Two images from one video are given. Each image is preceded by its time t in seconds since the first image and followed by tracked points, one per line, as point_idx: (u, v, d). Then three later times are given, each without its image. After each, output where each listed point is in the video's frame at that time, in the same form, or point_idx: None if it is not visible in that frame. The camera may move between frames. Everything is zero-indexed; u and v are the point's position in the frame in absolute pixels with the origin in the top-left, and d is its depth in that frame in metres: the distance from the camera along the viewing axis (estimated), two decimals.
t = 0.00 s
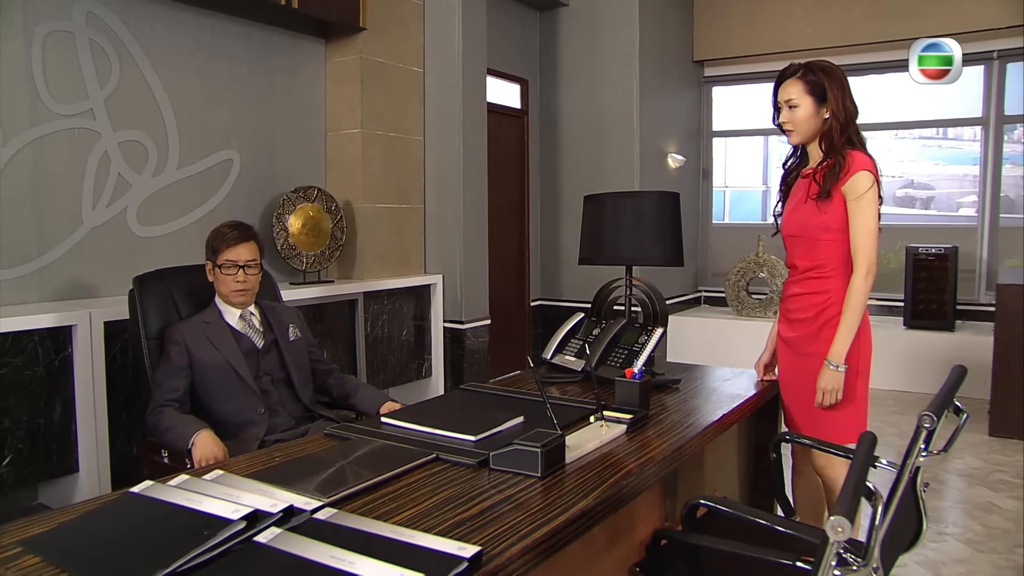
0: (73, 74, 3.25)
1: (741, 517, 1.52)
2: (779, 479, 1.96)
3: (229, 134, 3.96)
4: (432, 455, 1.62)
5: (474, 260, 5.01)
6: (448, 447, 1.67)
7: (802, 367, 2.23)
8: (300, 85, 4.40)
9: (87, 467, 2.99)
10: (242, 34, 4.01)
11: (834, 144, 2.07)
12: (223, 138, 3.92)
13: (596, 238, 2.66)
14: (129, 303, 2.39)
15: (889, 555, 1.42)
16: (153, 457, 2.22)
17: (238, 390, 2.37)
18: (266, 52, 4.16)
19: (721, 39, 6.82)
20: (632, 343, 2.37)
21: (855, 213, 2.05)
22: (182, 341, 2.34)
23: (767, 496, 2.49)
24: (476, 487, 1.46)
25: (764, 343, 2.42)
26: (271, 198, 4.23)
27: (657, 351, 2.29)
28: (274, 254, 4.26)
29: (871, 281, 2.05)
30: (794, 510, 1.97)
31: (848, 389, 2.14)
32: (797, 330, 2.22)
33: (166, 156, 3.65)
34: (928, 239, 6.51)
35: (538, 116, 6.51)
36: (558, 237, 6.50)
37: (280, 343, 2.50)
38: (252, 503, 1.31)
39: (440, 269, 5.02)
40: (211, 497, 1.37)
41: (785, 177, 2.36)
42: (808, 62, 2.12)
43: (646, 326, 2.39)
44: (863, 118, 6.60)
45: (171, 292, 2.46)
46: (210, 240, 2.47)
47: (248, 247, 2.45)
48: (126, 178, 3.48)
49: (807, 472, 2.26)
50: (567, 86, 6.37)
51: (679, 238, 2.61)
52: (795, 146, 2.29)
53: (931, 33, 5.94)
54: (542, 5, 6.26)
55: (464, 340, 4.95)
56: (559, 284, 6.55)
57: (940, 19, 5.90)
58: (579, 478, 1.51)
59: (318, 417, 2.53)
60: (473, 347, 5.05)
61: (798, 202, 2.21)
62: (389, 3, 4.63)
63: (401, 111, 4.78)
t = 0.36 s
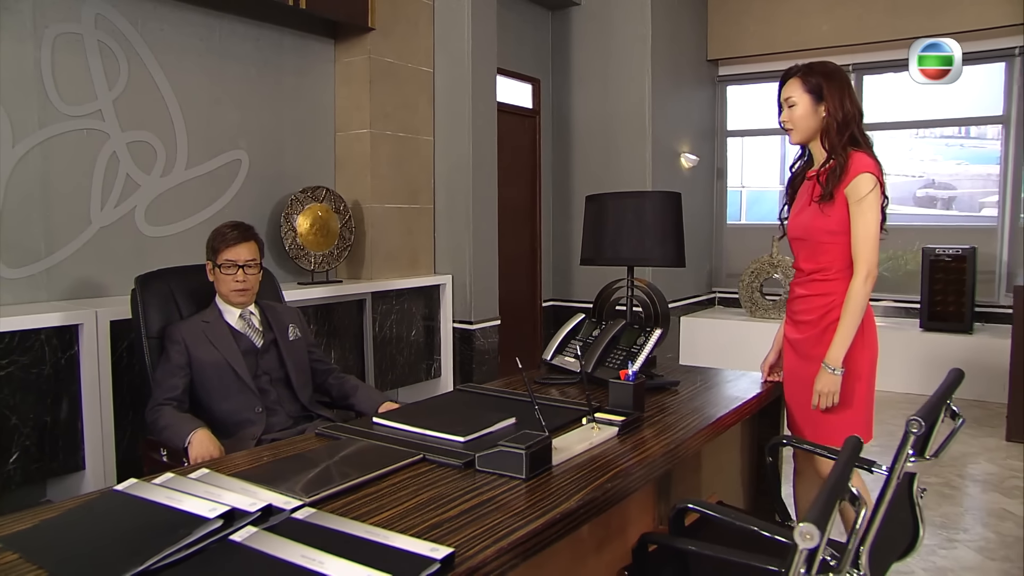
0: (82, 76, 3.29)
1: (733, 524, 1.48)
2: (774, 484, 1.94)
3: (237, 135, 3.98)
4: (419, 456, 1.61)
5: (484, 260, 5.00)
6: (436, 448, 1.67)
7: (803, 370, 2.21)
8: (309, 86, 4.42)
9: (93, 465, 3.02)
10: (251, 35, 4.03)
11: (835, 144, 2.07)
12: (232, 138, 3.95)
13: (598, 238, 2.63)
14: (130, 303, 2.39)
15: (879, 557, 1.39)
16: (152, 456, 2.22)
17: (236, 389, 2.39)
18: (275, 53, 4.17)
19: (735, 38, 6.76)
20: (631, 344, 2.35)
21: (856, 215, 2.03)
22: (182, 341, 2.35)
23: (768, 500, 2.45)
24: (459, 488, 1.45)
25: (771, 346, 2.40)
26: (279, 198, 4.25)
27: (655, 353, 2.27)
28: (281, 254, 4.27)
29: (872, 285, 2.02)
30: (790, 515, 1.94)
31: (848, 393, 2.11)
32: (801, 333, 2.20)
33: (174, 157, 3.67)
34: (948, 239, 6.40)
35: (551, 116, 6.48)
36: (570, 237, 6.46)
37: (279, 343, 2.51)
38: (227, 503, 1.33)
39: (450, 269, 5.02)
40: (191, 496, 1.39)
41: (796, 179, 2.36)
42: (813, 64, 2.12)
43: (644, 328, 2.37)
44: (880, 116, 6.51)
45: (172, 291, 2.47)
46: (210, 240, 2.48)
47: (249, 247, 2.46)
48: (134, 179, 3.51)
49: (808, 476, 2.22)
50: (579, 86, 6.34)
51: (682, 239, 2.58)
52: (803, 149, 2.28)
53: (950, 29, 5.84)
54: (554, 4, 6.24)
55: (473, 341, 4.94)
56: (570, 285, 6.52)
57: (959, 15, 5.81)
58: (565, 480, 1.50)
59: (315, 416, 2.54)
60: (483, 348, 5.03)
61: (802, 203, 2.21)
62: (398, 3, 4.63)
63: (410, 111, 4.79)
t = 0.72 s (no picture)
0: (87, 77, 3.31)
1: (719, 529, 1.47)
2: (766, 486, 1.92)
3: (242, 135, 4.00)
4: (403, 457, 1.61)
5: (490, 260, 4.99)
6: (422, 448, 1.67)
7: (819, 373, 2.21)
8: (314, 85, 4.43)
9: (95, 462, 3.04)
10: (256, 35, 4.05)
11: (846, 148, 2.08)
12: (236, 138, 3.97)
13: (596, 239, 2.61)
14: (129, 303, 2.41)
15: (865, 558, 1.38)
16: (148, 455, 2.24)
17: (231, 388, 2.40)
18: (279, 53, 4.19)
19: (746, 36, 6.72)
20: (626, 345, 2.33)
21: (868, 218, 2.04)
22: (178, 340, 2.36)
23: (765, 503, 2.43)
24: (439, 489, 1.46)
25: (791, 350, 2.41)
26: (284, 198, 4.26)
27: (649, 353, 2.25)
28: (286, 253, 4.29)
29: (885, 288, 2.02)
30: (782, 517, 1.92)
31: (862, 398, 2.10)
32: (819, 337, 2.20)
33: (179, 158, 3.69)
34: (963, 240, 6.30)
35: (559, 116, 6.46)
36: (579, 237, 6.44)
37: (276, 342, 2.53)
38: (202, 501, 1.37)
39: (457, 269, 5.01)
40: (171, 494, 1.42)
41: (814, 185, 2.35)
42: (825, 70, 2.15)
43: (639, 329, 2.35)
44: (894, 115, 6.43)
45: (170, 291, 2.48)
46: (208, 240, 2.49)
47: (245, 247, 2.47)
48: (139, 180, 3.54)
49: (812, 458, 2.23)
50: (587, 85, 6.31)
51: (680, 239, 2.56)
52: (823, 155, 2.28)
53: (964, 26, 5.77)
54: (563, 2, 6.22)
55: (479, 341, 4.94)
56: (579, 284, 6.50)
57: (974, 12, 5.73)
58: (547, 480, 1.50)
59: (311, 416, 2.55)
60: (489, 347, 5.03)
61: (817, 209, 2.22)
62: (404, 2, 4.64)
63: (416, 110, 4.79)
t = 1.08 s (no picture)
0: (97, 78, 3.34)
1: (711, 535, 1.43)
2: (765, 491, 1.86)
3: (253, 135, 4.01)
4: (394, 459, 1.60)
5: (502, 260, 4.97)
6: (414, 449, 1.65)
7: (853, 371, 2.23)
8: (325, 85, 4.45)
9: (104, 460, 3.07)
10: (267, 36, 4.06)
11: (863, 153, 2.08)
12: (247, 139, 3.98)
13: (600, 239, 2.58)
14: (133, 301, 2.42)
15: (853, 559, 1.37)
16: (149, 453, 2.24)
17: (232, 387, 2.40)
18: (291, 53, 4.20)
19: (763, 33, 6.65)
20: (628, 346, 2.28)
21: (886, 221, 2.04)
22: (181, 339, 2.37)
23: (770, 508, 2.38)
24: (427, 490, 1.45)
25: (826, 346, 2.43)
26: (295, 198, 4.27)
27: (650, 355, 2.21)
28: (297, 253, 4.30)
29: (913, 286, 2.02)
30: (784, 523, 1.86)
31: (899, 394, 2.12)
32: (853, 335, 2.22)
33: (189, 158, 3.72)
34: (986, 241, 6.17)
35: (573, 115, 6.43)
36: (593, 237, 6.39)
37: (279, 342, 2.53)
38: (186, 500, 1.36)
39: (468, 269, 4.99)
40: (156, 492, 1.42)
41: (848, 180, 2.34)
42: (845, 74, 2.12)
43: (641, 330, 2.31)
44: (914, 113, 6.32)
45: (174, 290, 2.49)
46: (211, 239, 2.50)
47: (247, 247, 2.46)
48: (149, 180, 3.56)
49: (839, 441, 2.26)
50: (601, 84, 6.27)
51: (685, 239, 2.53)
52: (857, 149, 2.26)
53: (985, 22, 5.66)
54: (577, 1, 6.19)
55: (490, 341, 4.91)
56: (593, 285, 6.46)
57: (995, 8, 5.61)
58: (536, 482, 1.48)
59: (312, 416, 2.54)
60: (500, 348, 5.00)
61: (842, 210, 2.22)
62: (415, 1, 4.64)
63: (428, 110, 4.78)
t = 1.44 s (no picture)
0: (110, 80, 3.37)
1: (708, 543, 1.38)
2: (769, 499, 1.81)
3: (266, 136, 4.02)
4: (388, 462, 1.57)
5: (516, 261, 4.94)
6: (410, 452, 1.63)
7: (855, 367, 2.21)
8: (339, 86, 4.45)
9: (114, 461, 3.08)
10: (279, 37, 4.07)
11: (859, 158, 2.07)
12: (260, 140, 3.99)
13: (608, 240, 2.53)
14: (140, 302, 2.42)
15: (850, 569, 1.32)
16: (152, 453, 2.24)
17: (236, 387, 2.40)
18: (304, 55, 4.21)
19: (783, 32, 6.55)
20: (633, 349, 2.24)
21: (873, 221, 2.02)
22: (186, 340, 2.37)
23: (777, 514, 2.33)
24: (417, 493, 1.42)
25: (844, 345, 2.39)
26: (308, 199, 4.28)
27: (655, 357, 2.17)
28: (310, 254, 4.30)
29: (897, 282, 1.99)
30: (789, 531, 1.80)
31: (895, 390, 2.08)
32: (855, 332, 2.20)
33: (202, 159, 3.73)
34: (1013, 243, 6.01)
35: (590, 116, 6.38)
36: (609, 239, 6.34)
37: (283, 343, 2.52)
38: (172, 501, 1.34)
39: (482, 271, 4.96)
40: (145, 493, 1.40)
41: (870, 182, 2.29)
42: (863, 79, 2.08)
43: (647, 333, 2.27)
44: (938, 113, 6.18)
45: (181, 291, 2.49)
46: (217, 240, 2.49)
47: (253, 248, 2.45)
48: (162, 181, 3.58)
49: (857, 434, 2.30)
50: (618, 84, 6.22)
51: (693, 240, 2.48)
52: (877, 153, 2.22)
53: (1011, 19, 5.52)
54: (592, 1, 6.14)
55: (504, 344, 4.88)
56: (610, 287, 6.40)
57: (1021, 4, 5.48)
58: (528, 486, 1.45)
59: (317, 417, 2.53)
60: (514, 350, 4.96)
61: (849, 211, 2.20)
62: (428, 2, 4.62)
63: (442, 111, 4.77)
